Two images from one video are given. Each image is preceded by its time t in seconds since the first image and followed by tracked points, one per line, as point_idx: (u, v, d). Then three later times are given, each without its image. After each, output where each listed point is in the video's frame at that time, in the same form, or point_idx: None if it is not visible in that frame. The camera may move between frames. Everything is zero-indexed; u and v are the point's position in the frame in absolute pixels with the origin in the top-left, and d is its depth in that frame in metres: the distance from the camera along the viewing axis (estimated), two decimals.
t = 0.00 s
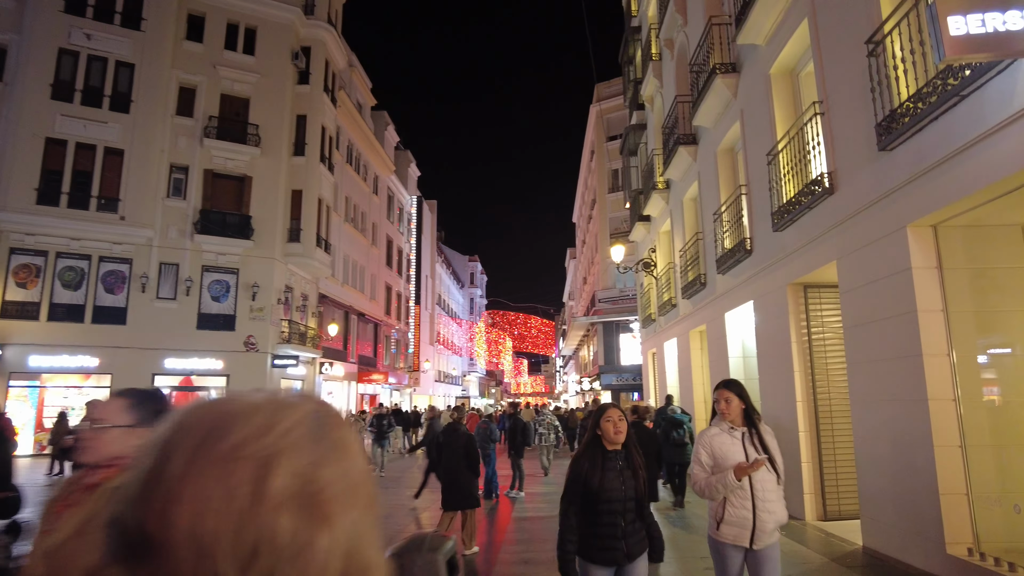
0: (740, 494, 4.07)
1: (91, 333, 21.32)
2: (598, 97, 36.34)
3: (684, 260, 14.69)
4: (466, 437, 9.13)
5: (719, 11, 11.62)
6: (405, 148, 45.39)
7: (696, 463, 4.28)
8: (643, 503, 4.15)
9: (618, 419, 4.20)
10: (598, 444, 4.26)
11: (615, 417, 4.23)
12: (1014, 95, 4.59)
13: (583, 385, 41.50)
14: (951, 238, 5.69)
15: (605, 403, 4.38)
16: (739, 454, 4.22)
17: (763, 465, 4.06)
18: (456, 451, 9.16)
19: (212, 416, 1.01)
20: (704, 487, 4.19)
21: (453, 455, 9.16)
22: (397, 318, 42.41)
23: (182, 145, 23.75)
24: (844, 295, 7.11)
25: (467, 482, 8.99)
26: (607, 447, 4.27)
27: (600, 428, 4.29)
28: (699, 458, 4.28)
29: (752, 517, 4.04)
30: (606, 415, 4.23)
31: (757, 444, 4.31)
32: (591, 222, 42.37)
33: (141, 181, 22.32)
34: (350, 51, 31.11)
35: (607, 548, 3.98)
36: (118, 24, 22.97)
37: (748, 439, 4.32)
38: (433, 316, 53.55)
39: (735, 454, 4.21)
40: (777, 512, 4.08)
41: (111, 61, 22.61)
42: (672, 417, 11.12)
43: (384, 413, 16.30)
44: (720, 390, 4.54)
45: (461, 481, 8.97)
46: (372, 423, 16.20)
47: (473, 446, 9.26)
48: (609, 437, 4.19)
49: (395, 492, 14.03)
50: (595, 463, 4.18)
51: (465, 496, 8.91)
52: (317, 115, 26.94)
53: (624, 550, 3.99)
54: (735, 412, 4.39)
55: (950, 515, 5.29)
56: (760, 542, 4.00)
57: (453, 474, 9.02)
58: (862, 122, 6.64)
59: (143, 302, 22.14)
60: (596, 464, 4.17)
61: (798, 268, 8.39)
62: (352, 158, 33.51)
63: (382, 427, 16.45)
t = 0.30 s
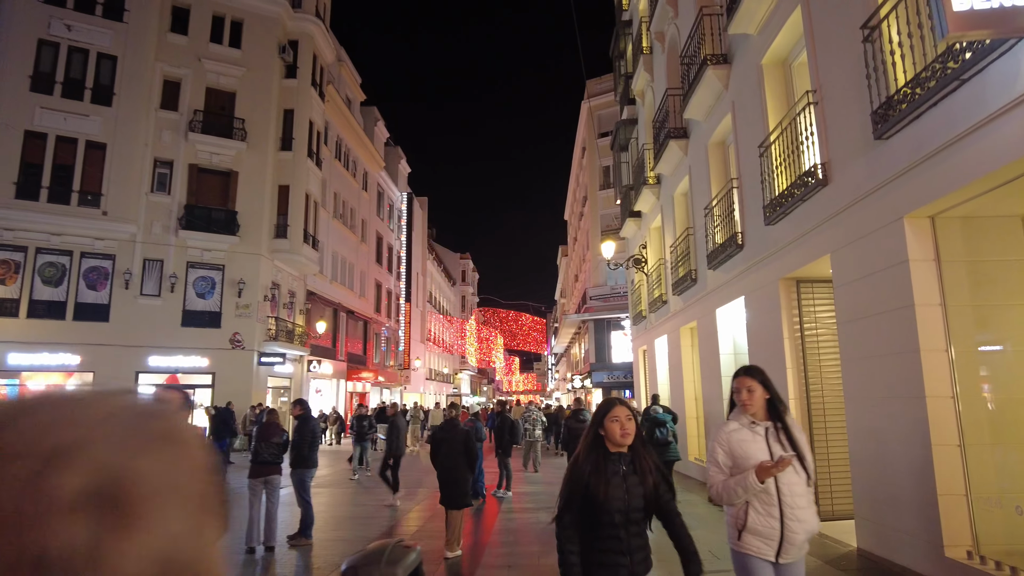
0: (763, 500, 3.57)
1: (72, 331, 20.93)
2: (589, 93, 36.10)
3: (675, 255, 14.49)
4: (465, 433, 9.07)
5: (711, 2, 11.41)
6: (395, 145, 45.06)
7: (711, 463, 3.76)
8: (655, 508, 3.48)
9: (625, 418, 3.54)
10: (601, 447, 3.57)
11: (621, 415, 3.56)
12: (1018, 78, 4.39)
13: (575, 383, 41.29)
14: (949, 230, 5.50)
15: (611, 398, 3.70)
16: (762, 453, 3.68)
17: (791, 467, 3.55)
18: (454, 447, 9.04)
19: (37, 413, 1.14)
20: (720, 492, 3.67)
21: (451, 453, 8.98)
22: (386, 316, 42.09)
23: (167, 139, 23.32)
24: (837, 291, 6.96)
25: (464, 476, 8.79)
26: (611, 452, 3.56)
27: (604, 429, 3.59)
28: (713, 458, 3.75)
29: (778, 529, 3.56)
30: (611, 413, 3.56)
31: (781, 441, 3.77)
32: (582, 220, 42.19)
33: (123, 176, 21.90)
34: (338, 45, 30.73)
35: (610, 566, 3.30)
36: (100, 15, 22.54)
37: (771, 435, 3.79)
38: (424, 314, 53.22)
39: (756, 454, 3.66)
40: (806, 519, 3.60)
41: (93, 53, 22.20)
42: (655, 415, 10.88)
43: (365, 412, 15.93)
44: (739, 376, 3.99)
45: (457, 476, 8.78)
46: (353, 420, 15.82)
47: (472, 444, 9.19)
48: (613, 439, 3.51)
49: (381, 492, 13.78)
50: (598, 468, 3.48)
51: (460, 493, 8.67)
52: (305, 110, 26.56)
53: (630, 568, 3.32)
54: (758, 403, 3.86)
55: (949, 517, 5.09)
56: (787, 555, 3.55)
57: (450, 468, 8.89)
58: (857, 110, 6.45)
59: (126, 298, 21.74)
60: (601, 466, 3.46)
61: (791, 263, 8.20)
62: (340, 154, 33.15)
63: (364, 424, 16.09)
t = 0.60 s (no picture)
0: (814, 528, 2.93)
1: (59, 327, 20.59)
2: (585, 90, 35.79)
3: (672, 251, 14.24)
4: (464, 432, 8.77)
5: None
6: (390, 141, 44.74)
7: (747, 480, 3.11)
8: (688, 530, 2.85)
9: (648, 422, 2.87)
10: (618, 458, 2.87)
11: (642, 418, 2.89)
12: None
13: (571, 382, 40.99)
14: (961, 220, 5.25)
15: (625, 395, 3.01)
16: (813, 471, 3.02)
17: (849, 489, 2.91)
18: (454, 446, 8.77)
19: None
20: (760, 517, 3.04)
21: (449, 453, 8.72)
22: (381, 314, 41.75)
23: (156, 133, 22.94)
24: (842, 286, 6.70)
25: (463, 476, 8.54)
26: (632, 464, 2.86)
27: (622, 435, 2.89)
28: (751, 474, 3.10)
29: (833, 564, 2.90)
30: (630, 415, 2.89)
31: (835, 454, 3.13)
32: (578, 218, 41.91)
33: (112, 170, 21.54)
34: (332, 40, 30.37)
35: None
36: (87, 6, 22.16)
37: (822, 447, 3.14)
38: (420, 312, 52.88)
39: (805, 471, 3.00)
40: (868, 553, 2.93)
41: (81, 45, 21.83)
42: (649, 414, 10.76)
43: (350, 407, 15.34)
44: (785, 376, 3.35)
45: (455, 474, 8.55)
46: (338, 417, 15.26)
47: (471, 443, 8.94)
48: (636, 449, 2.82)
49: (371, 492, 13.51)
50: (619, 488, 2.77)
51: (457, 491, 8.42)
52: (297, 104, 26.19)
53: None
54: (806, 408, 3.23)
55: (962, 522, 4.83)
56: None
57: (449, 466, 8.64)
58: (863, 96, 6.19)
59: (114, 295, 21.39)
60: (626, 485, 2.78)
61: (794, 256, 7.93)
62: (334, 150, 32.80)
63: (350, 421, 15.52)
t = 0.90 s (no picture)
0: (912, 564, 2.24)
1: (48, 325, 20.28)
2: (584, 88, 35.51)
3: (671, 249, 13.96)
4: (466, 432, 8.49)
5: None
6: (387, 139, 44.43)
7: (814, 501, 2.42)
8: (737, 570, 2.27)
9: (692, 426, 2.38)
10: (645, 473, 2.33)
11: (685, 420, 2.40)
12: None
13: (568, 382, 40.79)
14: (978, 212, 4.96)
15: (661, 393, 2.49)
16: (903, 490, 2.35)
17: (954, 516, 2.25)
18: (454, 446, 8.47)
19: None
20: (834, 548, 2.34)
21: (450, 453, 8.45)
22: (377, 313, 41.47)
23: (148, 129, 22.58)
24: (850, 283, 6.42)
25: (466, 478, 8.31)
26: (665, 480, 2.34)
27: (657, 444, 2.37)
28: (819, 492, 2.41)
29: None
30: (672, 417, 2.38)
31: (922, 463, 2.46)
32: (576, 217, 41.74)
33: (102, 166, 21.21)
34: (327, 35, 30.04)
35: None
36: None
37: (907, 453, 2.46)
38: (417, 311, 52.61)
39: (893, 488, 2.33)
40: None
41: (71, 38, 21.49)
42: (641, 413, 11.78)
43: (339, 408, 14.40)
44: (857, 362, 2.62)
45: (458, 475, 8.34)
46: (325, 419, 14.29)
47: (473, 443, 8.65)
48: (678, 459, 2.32)
49: (364, 494, 13.20)
50: (652, 510, 2.22)
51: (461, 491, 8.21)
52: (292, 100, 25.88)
53: None
54: (888, 405, 2.52)
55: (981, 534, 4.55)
56: None
57: (450, 469, 8.40)
58: (874, 84, 5.89)
59: (104, 292, 21.05)
60: (658, 509, 2.22)
61: (798, 253, 7.66)
62: (329, 147, 32.49)
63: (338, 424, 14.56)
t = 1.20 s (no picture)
0: None
1: (35, 324, 19.94)
2: (582, 85, 35.20)
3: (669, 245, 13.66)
4: (471, 429, 8.27)
5: None
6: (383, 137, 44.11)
7: (927, 539, 1.65)
8: None
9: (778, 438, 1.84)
10: (716, 502, 1.76)
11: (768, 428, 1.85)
12: None
13: (564, 381, 40.52)
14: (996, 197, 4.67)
15: (740, 393, 1.92)
16: None
17: None
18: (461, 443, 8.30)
19: None
20: None
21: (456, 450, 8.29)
22: (373, 312, 41.14)
23: (138, 124, 22.21)
24: (858, 276, 6.13)
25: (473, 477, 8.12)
26: (738, 513, 1.79)
27: (736, 460, 1.81)
28: (936, 524, 1.66)
29: None
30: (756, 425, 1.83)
31: None
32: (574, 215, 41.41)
33: (91, 162, 20.86)
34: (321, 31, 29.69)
35: None
36: None
37: None
38: (413, 311, 52.28)
39: None
40: None
41: (59, 31, 21.11)
42: (636, 413, 11.71)
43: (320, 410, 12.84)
44: (984, 340, 1.96)
45: (465, 473, 8.13)
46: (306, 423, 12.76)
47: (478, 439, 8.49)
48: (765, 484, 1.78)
49: (354, 495, 12.89)
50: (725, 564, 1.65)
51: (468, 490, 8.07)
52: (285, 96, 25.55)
53: None
54: None
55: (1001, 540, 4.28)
56: None
57: (456, 468, 8.15)
58: (883, 63, 5.60)
59: (93, 290, 20.69)
60: (731, 553, 1.67)
61: (801, 245, 7.36)
62: (324, 144, 32.14)
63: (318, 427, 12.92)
